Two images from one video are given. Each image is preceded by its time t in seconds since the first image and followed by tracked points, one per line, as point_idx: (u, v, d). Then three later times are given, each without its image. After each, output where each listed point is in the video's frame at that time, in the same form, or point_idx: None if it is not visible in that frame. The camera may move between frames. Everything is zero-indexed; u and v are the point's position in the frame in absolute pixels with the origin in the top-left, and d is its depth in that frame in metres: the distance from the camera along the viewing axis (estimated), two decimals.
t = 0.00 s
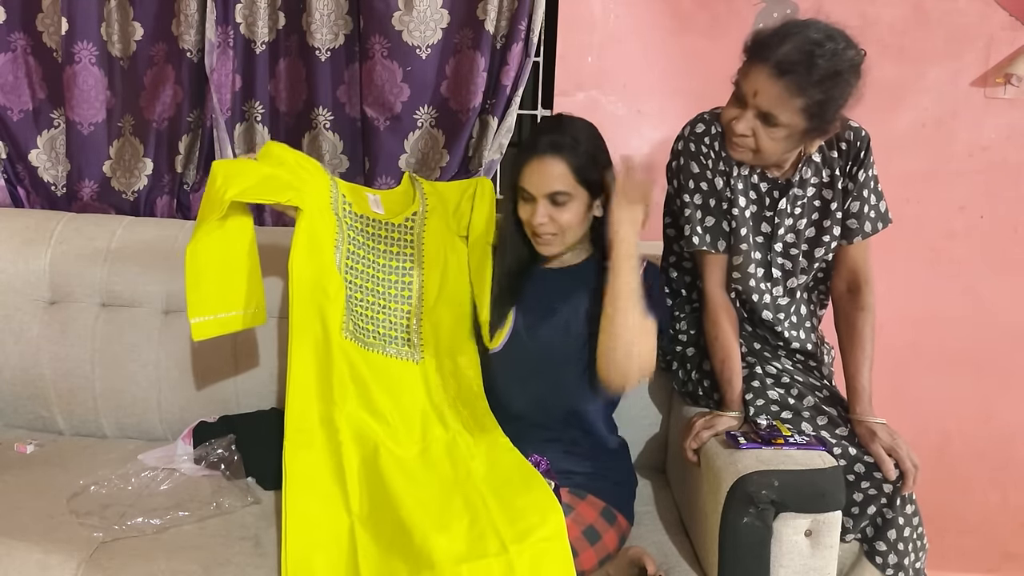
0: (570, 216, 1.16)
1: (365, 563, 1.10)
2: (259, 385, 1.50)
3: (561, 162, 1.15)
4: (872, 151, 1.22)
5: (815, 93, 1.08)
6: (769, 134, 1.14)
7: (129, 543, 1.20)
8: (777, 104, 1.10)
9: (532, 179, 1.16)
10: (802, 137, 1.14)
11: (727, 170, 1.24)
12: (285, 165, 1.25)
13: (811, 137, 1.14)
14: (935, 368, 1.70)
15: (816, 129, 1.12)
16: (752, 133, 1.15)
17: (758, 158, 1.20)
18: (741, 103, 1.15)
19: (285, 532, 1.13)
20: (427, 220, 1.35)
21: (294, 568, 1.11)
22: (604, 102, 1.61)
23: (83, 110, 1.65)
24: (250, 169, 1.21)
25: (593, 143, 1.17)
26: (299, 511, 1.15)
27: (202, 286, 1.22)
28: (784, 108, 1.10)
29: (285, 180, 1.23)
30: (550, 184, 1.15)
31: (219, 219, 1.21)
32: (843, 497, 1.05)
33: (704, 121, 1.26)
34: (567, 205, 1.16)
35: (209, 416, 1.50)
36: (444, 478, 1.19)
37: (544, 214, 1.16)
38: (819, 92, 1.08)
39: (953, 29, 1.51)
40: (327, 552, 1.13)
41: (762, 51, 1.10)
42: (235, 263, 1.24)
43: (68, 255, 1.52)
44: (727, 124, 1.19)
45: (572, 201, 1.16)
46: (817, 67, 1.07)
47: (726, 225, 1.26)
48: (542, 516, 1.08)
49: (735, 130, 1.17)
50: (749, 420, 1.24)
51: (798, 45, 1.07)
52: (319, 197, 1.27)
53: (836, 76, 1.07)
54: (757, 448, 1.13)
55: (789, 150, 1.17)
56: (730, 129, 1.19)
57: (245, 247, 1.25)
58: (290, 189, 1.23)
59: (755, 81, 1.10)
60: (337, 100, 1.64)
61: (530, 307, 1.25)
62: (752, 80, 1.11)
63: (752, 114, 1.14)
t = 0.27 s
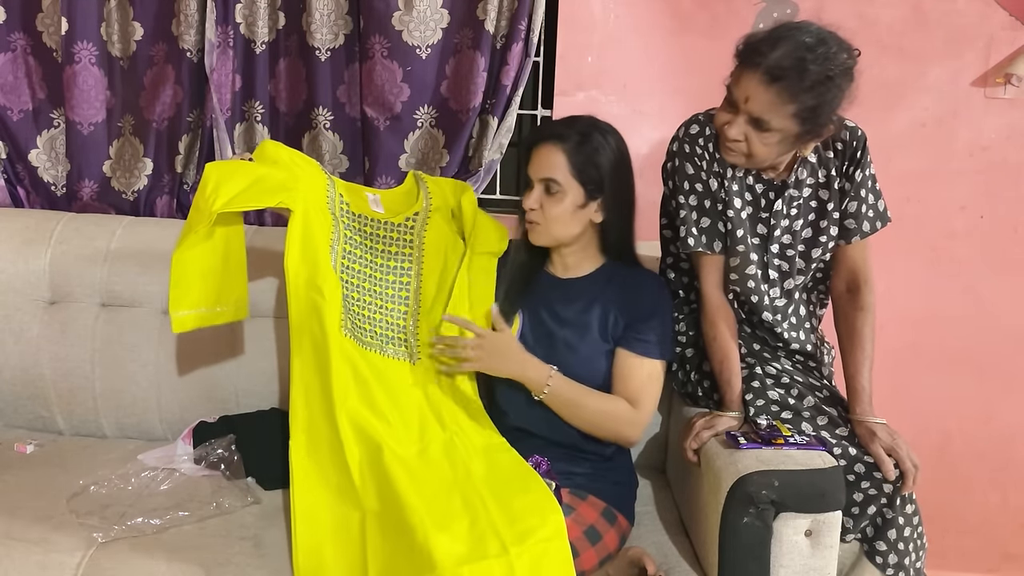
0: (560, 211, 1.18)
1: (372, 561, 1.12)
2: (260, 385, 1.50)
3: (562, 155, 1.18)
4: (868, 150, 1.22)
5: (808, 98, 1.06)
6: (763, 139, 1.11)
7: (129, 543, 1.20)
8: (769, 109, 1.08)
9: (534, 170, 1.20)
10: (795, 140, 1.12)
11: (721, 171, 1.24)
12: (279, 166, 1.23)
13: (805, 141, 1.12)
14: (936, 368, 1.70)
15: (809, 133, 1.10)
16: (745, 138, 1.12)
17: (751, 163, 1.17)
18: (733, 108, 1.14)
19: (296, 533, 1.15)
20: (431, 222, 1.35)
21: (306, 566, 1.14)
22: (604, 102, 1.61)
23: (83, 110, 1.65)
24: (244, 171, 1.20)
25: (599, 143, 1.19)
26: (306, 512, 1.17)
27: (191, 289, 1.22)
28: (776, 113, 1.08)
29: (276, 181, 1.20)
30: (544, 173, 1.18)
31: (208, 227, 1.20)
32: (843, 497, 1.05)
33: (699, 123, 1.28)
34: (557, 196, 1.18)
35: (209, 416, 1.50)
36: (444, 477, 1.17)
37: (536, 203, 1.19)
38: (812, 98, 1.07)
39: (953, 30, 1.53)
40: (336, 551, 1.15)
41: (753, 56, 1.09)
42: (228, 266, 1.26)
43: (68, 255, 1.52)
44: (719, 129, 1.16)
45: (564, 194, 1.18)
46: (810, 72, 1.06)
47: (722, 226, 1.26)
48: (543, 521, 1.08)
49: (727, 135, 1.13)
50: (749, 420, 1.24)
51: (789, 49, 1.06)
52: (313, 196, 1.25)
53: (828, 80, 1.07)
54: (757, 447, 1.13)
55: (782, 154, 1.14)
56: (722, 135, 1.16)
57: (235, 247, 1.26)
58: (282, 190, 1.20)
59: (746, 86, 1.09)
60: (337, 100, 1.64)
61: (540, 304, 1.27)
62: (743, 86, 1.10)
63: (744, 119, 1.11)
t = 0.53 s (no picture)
0: (562, 210, 1.19)
1: (375, 559, 1.13)
2: (259, 385, 1.49)
3: (569, 154, 1.19)
4: (864, 151, 1.22)
5: (800, 103, 1.06)
6: (756, 143, 1.11)
7: (128, 543, 1.20)
8: (761, 115, 1.08)
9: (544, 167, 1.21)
10: (789, 144, 1.12)
11: (715, 173, 1.25)
12: (281, 166, 1.22)
13: (798, 144, 1.12)
14: (935, 368, 1.70)
15: (802, 137, 1.10)
16: (738, 142, 1.12)
17: (746, 166, 1.17)
18: (727, 113, 1.13)
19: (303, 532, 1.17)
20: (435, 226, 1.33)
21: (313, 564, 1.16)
22: (604, 102, 1.61)
23: (83, 110, 1.65)
24: (246, 170, 1.19)
25: (608, 146, 1.19)
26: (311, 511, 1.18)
27: (186, 286, 1.22)
28: (768, 118, 1.08)
29: (276, 181, 1.19)
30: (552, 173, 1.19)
31: (207, 228, 1.20)
32: (843, 497, 1.05)
33: (694, 124, 1.28)
34: (561, 196, 1.18)
35: (209, 415, 1.50)
36: (445, 476, 1.17)
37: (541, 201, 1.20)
38: (804, 103, 1.07)
39: (953, 30, 1.53)
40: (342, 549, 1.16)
41: (745, 61, 1.09)
42: (227, 267, 1.26)
43: (68, 254, 1.52)
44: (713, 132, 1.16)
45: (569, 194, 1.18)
46: (801, 77, 1.06)
47: (717, 227, 1.26)
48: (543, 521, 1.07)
49: (721, 139, 1.13)
50: (749, 420, 1.24)
51: (781, 55, 1.06)
52: (315, 195, 1.24)
53: (820, 86, 1.06)
54: (757, 447, 1.13)
55: (776, 157, 1.15)
56: (716, 139, 1.16)
57: (234, 247, 1.25)
58: (281, 191, 1.19)
59: (739, 92, 1.09)
60: (337, 100, 1.64)
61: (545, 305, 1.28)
62: (736, 91, 1.10)
63: (737, 124, 1.11)
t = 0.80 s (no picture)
0: (568, 210, 1.18)
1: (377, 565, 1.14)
2: (259, 385, 1.49)
3: (576, 154, 1.18)
4: (860, 151, 1.22)
5: (790, 108, 1.06)
6: (747, 147, 1.11)
7: (128, 543, 1.20)
8: (752, 119, 1.08)
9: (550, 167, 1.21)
10: (780, 148, 1.12)
11: (709, 174, 1.25)
12: (278, 174, 1.19)
13: (789, 148, 1.12)
14: (936, 368, 1.70)
15: (793, 141, 1.10)
16: (729, 146, 1.12)
17: (738, 169, 1.17)
18: (719, 116, 1.13)
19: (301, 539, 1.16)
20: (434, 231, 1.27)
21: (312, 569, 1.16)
22: (604, 102, 1.61)
23: (83, 110, 1.65)
24: (244, 178, 1.16)
25: (615, 147, 1.19)
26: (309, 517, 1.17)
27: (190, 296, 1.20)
28: (759, 122, 1.08)
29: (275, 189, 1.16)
30: (559, 172, 1.19)
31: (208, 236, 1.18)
32: (843, 497, 1.05)
33: (688, 126, 1.29)
34: (568, 196, 1.18)
35: (209, 415, 1.50)
36: (445, 483, 1.17)
37: (547, 201, 1.20)
38: (794, 108, 1.07)
39: (953, 30, 1.53)
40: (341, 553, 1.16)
41: (736, 65, 1.09)
42: (233, 275, 1.24)
43: (68, 254, 1.52)
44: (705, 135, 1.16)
45: (576, 195, 1.18)
46: (792, 82, 1.06)
47: (712, 228, 1.26)
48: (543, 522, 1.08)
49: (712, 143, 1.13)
50: (749, 420, 1.24)
51: (772, 58, 1.06)
52: (316, 200, 1.21)
53: (811, 90, 1.06)
54: (757, 447, 1.13)
55: (767, 160, 1.14)
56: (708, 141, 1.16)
57: (236, 258, 1.23)
58: (281, 199, 1.16)
59: (730, 95, 1.09)
60: (337, 100, 1.64)
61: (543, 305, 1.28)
62: (727, 94, 1.09)
63: (728, 127, 1.11)
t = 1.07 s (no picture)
0: (575, 211, 1.19)
1: None
2: (259, 385, 1.49)
3: (581, 156, 1.20)
4: (858, 151, 1.22)
5: (786, 110, 1.06)
6: (743, 149, 1.11)
7: (128, 543, 1.20)
8: (748, 120, 1.08)
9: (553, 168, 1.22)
10: (776, 150, 1.11)
11: (707, 175, 1.25)
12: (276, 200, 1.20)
13: (786, 150, 1.12)
14: (936, 368, 1.70)
15: (789, 143, 1.10)
16: (726, 148, 1.12)
17: (734, 171, 1.17)
18: (716, 118, 1.14)
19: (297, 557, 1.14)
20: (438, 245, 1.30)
21: None
22: (604, 102, 1.61)
23: (83, 110, 1.66)
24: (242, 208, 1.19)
25: (621, 146, 1.20)
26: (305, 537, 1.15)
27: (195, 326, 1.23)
28: (754, 124, 1.07)
29: (275, 211, 1.17)
30: (563, 173, 1.20)
31: (211, 266, 1.20)
32: (843, 497, 1.05)
33: (685, 126, 1.29)
34: (572, 196, 1.19)
35: (209, 415, 1.50)
36: (449, 494, 1.15)
37: (552, 201, 1.21)
38: (790, 109, 1.06)
39: (953, 30, 1.53)
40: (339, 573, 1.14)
41: (732, 67, 1.09)
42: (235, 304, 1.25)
43: (68, 254, 1.52)
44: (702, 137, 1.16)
45: (580, 195, 1.19)
46: (787, 84, 1.05)
47: (710, 228, 1.26)
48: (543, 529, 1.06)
49: (709, 145, 1.13)
50: (749, 420, 1.24)
51: (769, 60, 1.06)
52: (319, 217, 1.21)
53: (807, 92, 1.06)
54: (757, 448, 1.13)
55: (764, 162, 1.14)
56: (705, 143, 1.16)
57: (237, 285, 1.25)
58: (281, 219, 1.17)
59: (726, 97, 1.09)
60: (337, 100, 1.63)
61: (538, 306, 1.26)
62: (723, 96, 1.09)
63: (724, 129, 1.11)
